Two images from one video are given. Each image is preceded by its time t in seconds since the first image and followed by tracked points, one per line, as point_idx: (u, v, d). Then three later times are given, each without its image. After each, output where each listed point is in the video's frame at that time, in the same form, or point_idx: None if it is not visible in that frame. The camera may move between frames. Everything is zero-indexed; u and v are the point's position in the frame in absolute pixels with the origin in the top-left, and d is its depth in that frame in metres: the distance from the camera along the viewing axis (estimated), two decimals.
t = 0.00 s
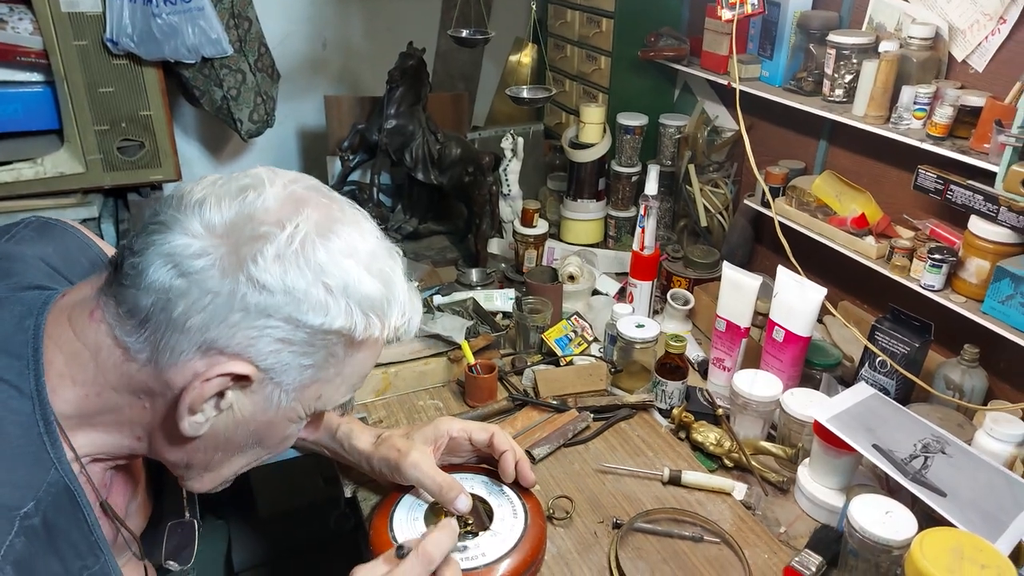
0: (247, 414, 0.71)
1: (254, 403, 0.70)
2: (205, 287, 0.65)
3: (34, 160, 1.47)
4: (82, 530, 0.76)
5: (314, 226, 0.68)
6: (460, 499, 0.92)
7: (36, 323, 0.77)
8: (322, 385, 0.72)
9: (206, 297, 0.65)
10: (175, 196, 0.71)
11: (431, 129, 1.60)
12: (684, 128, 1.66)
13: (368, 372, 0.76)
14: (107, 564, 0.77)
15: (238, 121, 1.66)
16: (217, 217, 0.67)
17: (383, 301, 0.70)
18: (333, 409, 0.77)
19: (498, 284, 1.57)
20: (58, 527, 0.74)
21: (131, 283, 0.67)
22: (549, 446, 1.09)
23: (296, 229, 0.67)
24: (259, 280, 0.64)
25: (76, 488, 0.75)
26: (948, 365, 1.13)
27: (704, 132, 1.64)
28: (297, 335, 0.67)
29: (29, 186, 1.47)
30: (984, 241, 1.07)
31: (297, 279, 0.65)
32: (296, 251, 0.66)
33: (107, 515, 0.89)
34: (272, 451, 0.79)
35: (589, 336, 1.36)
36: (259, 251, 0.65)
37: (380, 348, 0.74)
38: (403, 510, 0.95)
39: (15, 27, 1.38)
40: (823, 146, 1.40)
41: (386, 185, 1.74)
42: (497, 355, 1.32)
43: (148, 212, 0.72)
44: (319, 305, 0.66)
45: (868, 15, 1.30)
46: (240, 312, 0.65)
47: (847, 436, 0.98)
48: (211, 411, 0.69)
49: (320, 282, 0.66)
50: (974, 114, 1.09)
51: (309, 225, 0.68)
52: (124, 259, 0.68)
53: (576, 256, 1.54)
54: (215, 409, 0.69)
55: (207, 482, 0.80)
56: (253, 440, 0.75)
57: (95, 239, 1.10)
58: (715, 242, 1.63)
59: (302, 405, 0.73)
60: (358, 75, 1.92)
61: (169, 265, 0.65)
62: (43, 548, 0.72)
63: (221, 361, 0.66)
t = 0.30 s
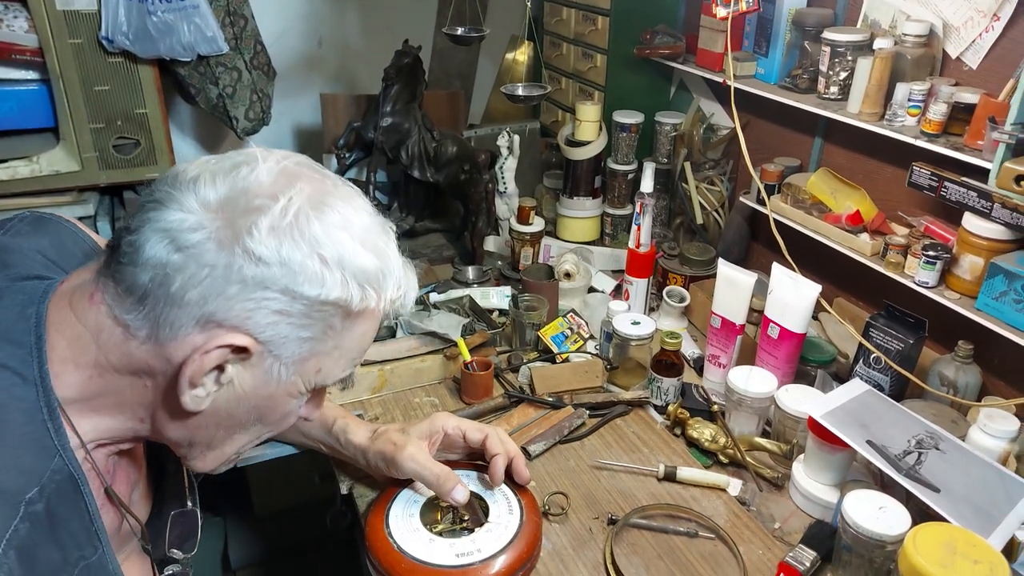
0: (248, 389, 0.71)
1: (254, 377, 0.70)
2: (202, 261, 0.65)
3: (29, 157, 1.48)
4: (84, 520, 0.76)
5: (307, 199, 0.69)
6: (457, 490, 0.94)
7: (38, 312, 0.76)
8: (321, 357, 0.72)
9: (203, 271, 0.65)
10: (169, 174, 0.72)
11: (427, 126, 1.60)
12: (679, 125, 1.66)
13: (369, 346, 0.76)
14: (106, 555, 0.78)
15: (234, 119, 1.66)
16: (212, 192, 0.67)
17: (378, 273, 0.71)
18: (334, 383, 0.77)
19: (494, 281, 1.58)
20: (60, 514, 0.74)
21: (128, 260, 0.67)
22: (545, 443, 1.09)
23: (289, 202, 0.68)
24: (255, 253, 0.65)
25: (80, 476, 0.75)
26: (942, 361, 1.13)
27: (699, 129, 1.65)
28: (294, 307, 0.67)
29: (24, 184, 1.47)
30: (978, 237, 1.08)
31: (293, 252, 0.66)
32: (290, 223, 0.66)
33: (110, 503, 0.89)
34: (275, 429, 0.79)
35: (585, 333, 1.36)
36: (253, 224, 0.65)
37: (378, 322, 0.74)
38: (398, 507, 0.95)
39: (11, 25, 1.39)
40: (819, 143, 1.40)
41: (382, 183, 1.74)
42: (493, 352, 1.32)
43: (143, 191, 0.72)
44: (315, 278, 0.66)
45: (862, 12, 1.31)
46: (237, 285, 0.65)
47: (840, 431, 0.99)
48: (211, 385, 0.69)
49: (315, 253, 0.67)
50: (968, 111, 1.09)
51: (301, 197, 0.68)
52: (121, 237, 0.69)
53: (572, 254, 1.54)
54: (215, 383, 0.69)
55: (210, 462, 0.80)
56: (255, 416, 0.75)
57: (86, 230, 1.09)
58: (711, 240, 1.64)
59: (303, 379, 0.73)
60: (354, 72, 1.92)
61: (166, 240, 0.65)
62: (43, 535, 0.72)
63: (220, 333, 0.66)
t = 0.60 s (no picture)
0: (253, 367, 0.71)
1: (258, 355, 0.70)
2: (189, 235, 0.65)
3: (29, 156, 1.48)
4: (101, 516, 0.78)
5: (290, 165, 0.68)
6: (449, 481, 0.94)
7: (54, 307, 0.77)
8: (327, 331, 0.71)
9: (191, 245, 0.65)
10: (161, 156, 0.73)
11: (426, 125, 1.60)
12: (678, 124, 1.66)
13: (381, 320, 0.74)
14: (121, 553, 0.81)
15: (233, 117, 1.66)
16: (197, 166, 0.68)
17: (374, 237, 0.69)
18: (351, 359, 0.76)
19: (493, 279, 1.59)
20: (82, 511, 0.76)
21: (125, 242, 0.69)
22: (545, 440, 1.10)
23: (272, 168, 0.67)
24: (238, 221, 0.64)
25: (97, 474, 0.77)
26: (940, 358, 1.14)
27: (698, 128, 1.66)
28: (288, 276, 0.66)
29: (24, 183, 1.48)
30: (977, 234, 1.08)
31: (278, 218, 0.65)
32: (274, 189, 0.66)
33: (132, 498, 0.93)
34: (293, 410, 0.79)
35: (584, 331, 1.37)
36: (236, 193, 0.65)
37: (385, 292, 0.73)
38: (398, 504, 0.95)
39: (10, 23, 1.39)
40: (817, 141, 1.41)
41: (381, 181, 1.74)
42: (493, 350, 1.33)
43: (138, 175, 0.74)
44: (305, 244, 0.66)
45: (861, 10, 1.31)
46: (226, 257, 0.65)
47: (838, 426, 0.99)
48: (212, 363, 0.69)
49: (302, 218, 0.66)
50: (965, 108, 1.10)
51: (285, 163, 0.68)
52: (117, 220, 0.70)
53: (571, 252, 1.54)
54: (217, 363, 0.69)
55: (232, 450, 0.81)
56: (267, 398, 0.75)
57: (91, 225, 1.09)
58: (710, 237, 1.64)
59: (312, 356, 0.72)
60: (353, 71, 1.92)
61: (155, 218, 0.67)
62: (65, 532, 0.74)
63: (216, 309, 0.66)
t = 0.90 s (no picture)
0: (312, 358, 0.74)
1: (320, 347, 0.73)
2: (267, 241, 0.66)
3: (26, 156, 1.47)
4: (137, 509, 0.79)
5: (358, 169, 0.70)
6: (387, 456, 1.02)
7: (94, 301, 0.79)
8: (378, 321, 0.75)
9: (269, 251, 0.66)
10: (210, 148, 0.71)
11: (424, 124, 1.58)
12: (676, 122, 1.66)
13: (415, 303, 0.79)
14: (154, 548, 0.80)
15: (230, 116, 1.66)
16: (262, 166, 0.68)
17: (431, 235, 0.73)
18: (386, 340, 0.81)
19: (491, 279, 1.60)
20: (120, 503, 0.76)
21: (187, 243, 0.68)
22: (542, 439, 1.10)
23: (343, 173, 0.69)
24: (320, 230, 0.66)
25: (134, 466, 0.78)
26: (937, 357, 1.14)
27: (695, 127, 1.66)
28: (356, 277, 0.69)
29: (21, 183, 1.46)
30: (972, 233, 1.08)
31: (354, 224, 0.67)
32: (348, 195, 0.68)
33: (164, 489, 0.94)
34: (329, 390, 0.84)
35: (581, 330, 1.37)
36: (314, 200, 0.67)
37: (425, 280, 0.77)
38: (396, 502, 0.95)
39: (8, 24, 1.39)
40: (814, 141, 1.41)
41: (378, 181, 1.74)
42: (490, 349, 1.32)
43: (185, 165, 0.72)
44: (376, 247, 0.69)
45: (858, 10, 1.31)
46: (303, 262, 0.67)
47: (836, 426, 0.99)
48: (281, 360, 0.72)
49: (374, 223, 0.69)
50: (962, 108, 1.10)
51: (353, 167, 0.70)
52: (173, 220, 0.69)
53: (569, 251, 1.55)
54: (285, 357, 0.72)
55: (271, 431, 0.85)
56: (316, 381, 0.79)
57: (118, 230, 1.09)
58: (707, 237, 1.64)
59: (361, 342, 0.76)
60: (350, 70, 1.92)
61: (227, 223, 0.66)
62: (105, 522, 0.74)
63: (290, 310, 0.68)
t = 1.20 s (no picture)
0: (300, 383, 0.74)
1: (307, 372, 0.73)
2: (265, 260, 0.66)
3: (25, 156, 1.47)
4: (129, 495, 0.79)
5: (365, 199, 0.70)
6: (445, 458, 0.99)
7: (89, 293, 0.81)
8: (371, 353, 0.74)
9: (266, 269, 0.67)
10: (226, 168, 0.73)
11: (423, 124, 1.57)
12: (674, 122, 1.66)
13: (411, 338, 0.78)
14: (146, 534, 0.81)
15: (229, 116, 1.65)
16: (271, 189, 0.69)
17: (430, 273, 0.73)
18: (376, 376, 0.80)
19: (491, 278, 1.60)
20: (111, 488, 0.76)
21: (189, 255, 0.69)
22: (542, 439, 1.10)
23: (349, 201, 0.69)
24: (316, 253, 0.66)
25: (123, 455, 0.78)
26: (936, 357, 1.14)
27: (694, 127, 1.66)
28: (348, 305, 0.69)
29: (21, 183, 1.46)
30: (971, 233, 1.09)
31: (352, 252, 0.67)
32: (350, 222, 0.68)
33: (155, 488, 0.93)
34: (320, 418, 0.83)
35: (581, 330, 1.37)
36: (315, 224, 0.67)
37: (422, 318, 0.76)
38: (397, 501, 0.95)
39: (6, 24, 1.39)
40: (812, 141, 1.41)
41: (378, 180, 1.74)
42: (490, 349, 1.33)
43: (200, 183, 0.74)
44: (372, 277, 0.68)
45: (856, 9, 1.31)
46: (298, 283, 0.67)
47: (835, 425, 1.00)
48: (267, 379, 0.72)
49: (372, 254, 0.68)
50: (960, 108, 1.10)
51: (359, 196, 0.70)
52: (179, 233, 0.70)
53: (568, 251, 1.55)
54: (269, 378, 0.72)
55: (256, 452, 0.84)
56: (302, 409, 0.78)
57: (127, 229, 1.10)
58: (706, 236, 1.64)
59: (351, 372, 0.75)
60: (348, 70, 1.92)
61: (228, 239, 0.67)
62: (96, 509, 0.74)
63: (278, 331, 0.68)
